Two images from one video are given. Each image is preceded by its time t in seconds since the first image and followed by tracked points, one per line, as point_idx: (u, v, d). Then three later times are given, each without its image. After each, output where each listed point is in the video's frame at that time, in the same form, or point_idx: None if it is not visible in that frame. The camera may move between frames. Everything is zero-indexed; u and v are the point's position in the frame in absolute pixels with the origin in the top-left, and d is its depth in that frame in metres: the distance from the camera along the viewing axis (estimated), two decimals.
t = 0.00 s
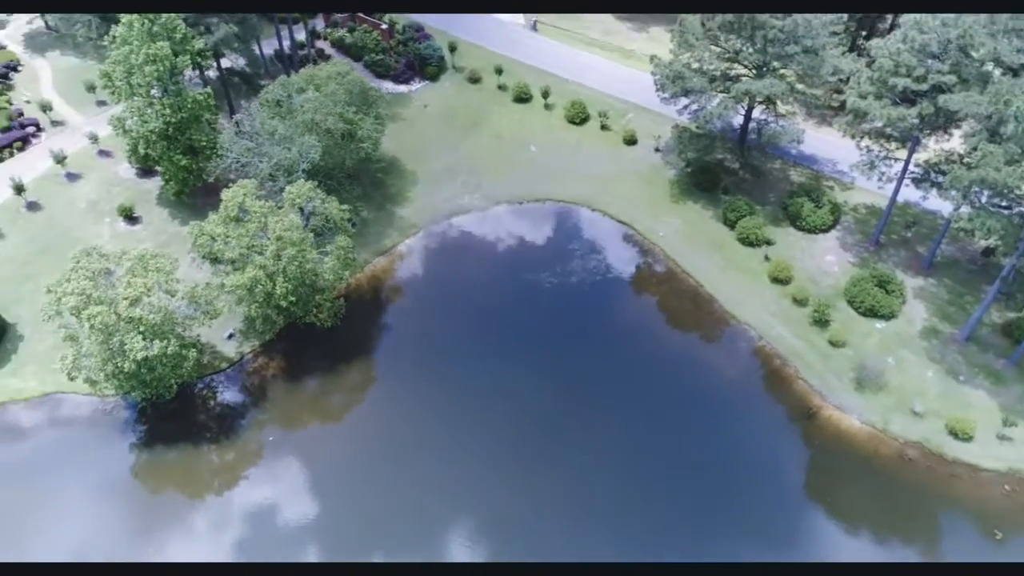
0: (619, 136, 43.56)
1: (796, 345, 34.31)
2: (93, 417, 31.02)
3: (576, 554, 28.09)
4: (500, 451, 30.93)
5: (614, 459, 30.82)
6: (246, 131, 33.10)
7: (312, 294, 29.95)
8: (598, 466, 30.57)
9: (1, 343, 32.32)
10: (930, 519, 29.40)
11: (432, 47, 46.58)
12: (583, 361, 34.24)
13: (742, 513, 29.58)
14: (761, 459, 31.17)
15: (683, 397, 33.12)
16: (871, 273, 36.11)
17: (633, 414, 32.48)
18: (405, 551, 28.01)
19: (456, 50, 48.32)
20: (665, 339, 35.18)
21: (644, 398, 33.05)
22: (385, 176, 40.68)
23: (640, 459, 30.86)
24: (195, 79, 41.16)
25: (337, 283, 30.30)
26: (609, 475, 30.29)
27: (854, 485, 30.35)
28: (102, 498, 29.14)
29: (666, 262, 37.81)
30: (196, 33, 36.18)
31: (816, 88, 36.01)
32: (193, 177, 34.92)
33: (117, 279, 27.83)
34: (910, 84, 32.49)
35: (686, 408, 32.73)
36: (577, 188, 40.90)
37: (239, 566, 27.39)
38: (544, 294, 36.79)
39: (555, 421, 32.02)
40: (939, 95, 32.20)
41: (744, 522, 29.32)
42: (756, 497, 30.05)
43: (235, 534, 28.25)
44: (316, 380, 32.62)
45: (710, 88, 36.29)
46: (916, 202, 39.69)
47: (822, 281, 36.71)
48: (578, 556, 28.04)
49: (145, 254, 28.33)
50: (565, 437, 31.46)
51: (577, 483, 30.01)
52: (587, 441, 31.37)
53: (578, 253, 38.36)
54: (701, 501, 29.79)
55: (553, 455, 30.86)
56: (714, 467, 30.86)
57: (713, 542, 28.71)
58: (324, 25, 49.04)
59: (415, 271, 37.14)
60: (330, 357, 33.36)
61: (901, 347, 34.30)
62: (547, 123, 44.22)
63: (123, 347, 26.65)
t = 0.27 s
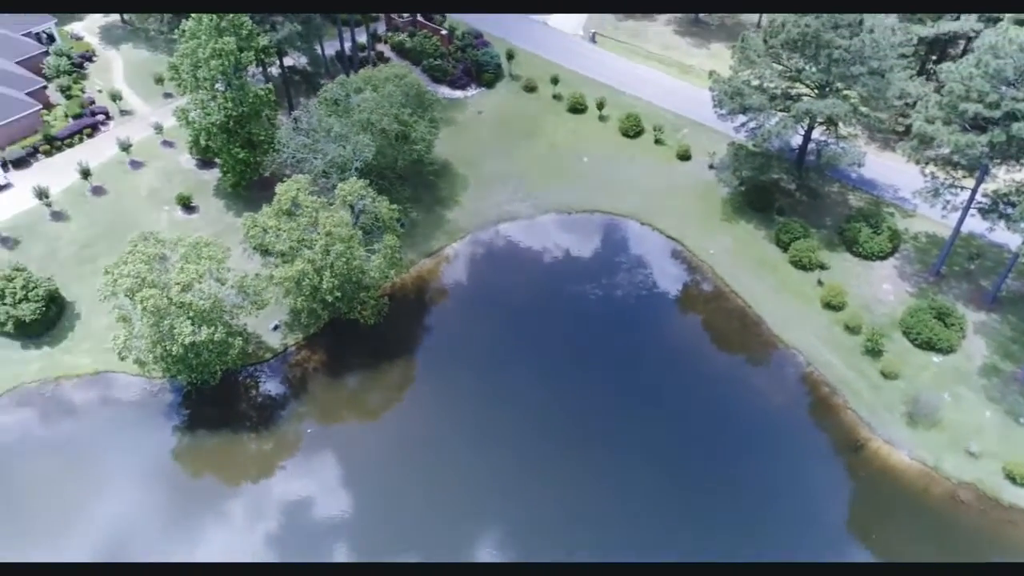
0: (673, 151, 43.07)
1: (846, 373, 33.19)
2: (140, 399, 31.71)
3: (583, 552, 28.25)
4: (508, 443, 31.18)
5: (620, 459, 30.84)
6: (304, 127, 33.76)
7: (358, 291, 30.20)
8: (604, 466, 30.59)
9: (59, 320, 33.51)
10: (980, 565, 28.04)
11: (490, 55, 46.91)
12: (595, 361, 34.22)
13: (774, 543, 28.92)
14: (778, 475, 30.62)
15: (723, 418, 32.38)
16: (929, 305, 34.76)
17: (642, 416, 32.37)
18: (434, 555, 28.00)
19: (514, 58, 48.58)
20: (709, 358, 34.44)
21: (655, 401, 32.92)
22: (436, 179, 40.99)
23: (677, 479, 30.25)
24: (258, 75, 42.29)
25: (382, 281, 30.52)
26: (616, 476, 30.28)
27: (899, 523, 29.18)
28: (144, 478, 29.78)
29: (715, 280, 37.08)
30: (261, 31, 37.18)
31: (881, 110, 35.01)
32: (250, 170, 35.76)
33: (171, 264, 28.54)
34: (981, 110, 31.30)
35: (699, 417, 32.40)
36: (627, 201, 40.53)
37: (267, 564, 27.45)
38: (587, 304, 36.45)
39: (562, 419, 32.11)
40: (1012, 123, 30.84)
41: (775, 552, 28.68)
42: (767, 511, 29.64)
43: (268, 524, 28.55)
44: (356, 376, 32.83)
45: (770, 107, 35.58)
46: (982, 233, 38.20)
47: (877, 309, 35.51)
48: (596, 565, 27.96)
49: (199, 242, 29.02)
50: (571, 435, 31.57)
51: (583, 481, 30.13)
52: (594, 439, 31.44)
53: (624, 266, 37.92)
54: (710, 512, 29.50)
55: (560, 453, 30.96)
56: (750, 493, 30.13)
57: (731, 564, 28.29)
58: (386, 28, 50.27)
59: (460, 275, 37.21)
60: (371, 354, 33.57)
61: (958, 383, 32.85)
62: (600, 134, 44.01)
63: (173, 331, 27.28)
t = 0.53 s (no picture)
0: (728, 177, 42.38)
1: (899, 414, 31.86)
2: (186, 391, 32.37)
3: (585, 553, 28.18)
4: (511, 442, 31.44)
5: (623, 464, 30.84)
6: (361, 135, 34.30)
7: (404, 299, 30.37)
8: (623, 481, 30.26)
9: (115, 310, 34.59)
10: None
11: (547, 73, 46.93)
12: (602, 367, 34.31)
13: None
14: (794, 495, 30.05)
15: (765, 451, 31.41)
16: (993, 349, 33.20)
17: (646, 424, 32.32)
18: (461, 568, 27.78)
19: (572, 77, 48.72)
20: (755, 389, 33.50)
21: (660, 411, 32.82)
22: (487, 193, 41.16)
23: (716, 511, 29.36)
24: (320, 83, 43.32)
25: (429, 290, 30.65)
26: (618, 480, 30.24)
27: None
28: (184, 469, 30.32)
29: (765, 310, 36.18)
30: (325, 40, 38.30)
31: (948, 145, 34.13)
32: (307, 175, 36.46)
33: (225, 261, 29.21)
34: None
35: (706, 430, 32.12)
36: (679, 226, 39.96)
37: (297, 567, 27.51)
38: (632, 326, 35.97)
39: (565, 421, 32.28)
40: None
41: None
42: (777, 530, 29.05)
43: (301, 527, 28.66)
44: (397, 384, 32.95)
45: (832, 136, 34.85)
46: None
47: (936, 350, 34.11)
48: None
49: (253, 241, 29.65)
50: (574, 437, 31.71)
51: (585, 483, 30.17)
52: (596, 444, 31.51)
53: (672, 291, 37.35)
54: (742, 544, 28.63)
55: (579, 464, 30.78)
56: (788, 531, 29.07)
57: None
58: (447, 43, 51.34)
59: (505, 290, 37.12)
60: (412, 364, 33.68)
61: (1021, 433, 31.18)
62: (655, 157, 43.62)
63: (222, 327, 27.73)
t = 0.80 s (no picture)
0: (785, 210, 41.50)
1: (958, 465, 30.34)
2: (232, 392, 32.91)
3: (583, 553, 28.40)
4: (512, 438, 31.81)
5: (631, 473, 30.80)
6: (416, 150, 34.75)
7: (449, 313, 30.41)
8: (641, 499, 29.97)
9: (170, 308, 35.53)
10: None
11: (605, 97, 47.11)
12: (607, 371, 34.50)
13: None
14: (809, 517, 29.51)
15: (804, 489, 30.38)
16: None
17: (647, 429, 32.39)
18: None
19: (630, 103, 48.67)
20: (802, 427, 32.41)
21: (663, 418, 32.85)
22: (538, 214, 41.17)
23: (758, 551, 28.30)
24: (380, 98, 44.19)
25: (474, 306, 30.63)
26: (634, 498, 29.96)
27: None
28: (225, 469, 30.71)
29: (817, 346, 35.09)
30: (388, 56, 39.16)
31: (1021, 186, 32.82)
32: (361, 186, 37.06)
33: (277, 266, 29.75)
34: None
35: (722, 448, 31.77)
36: (731, 257, 39.20)
37: (332, 572, 27.53)
38: (676, 354, 35.34)
39: (591, 435, 32.12)
40: None
41: None
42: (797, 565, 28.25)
43: (333, 536, 28.64)
44: (436, 398, 32.90)
45: (896, 173, 33.84)
46: None
47: (999, 400, 32.50)
48: None
49: (305, 248, 30.13)
50: (598, 451, 31.54)
51: (584, 485, 30.39)
52: (596, 446, 31.72)
53: (721, 321, 36.59)
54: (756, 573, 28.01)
55: (598, 478, 30.61)
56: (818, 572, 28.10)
57: None
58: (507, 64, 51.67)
59: (551, 311, 36.88)
60: (454, 379, 33.60)
61: None
62: (710, 186, 43.04)
63: (270, 329, 28.12)
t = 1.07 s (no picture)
0: (844, 245, 40.37)
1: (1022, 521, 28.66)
2: (279, 397, 33.34)
3: (580, 553, 28.50)
4: (540, 445, 31.92)
5: (643, 482, 30.76)
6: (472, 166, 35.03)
7: (495, 330, 30.34)
8: (649, 507, 29.93)
9: (225, 310, 36.36)
10: None
11: (663, 123, 46.95)
12: (642, 386, 34.41)
13: None
14: (840, 554, 28.57)
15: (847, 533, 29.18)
16: None
17: (664, 441, 32.29)
18: None
19: (688, 130, 48.32)
20: (854, 469, 31.13)
21: (682, 432, 32.67)
22: (589, 237, 40.97)
23: None
24: (439, 116, 44.88)
25: (520, 325, 30.49)
26: (643, 506, 29.93)
27: None
28: (267, 472, 31.02)
29: (873, 386, 33.79)
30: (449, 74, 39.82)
31: None
32: (416, 200, 37.51)
33: (328, 274, 30.17)
34: None
35: (747, 469, 31.29)
36: (787, 290, 38.22)
37: None
38: (723, 385, 34.55)
39: (614, 444, 32.12)
40: None
41: None
42: None
43: (368, 549, 28.61)
44: (478, 414, 32.74)
45: (964, 212, 32.64)
46: None
47: None
48: None
49: (357, 257, 30.50)
50: (617, 460, 31.55)
51: (594, 486, 30.57)
52: (617, 455, 31.71)
53: (772, 355, 35.64)
54: None
55: (610, 484, 30.67)
56: None
57: None
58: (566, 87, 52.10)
59: (598, 334, 36.47)
60: (496, 397, 33.41)
61: None
62: (767, 217, 42.20)
63: (318, 336, 28.44)
